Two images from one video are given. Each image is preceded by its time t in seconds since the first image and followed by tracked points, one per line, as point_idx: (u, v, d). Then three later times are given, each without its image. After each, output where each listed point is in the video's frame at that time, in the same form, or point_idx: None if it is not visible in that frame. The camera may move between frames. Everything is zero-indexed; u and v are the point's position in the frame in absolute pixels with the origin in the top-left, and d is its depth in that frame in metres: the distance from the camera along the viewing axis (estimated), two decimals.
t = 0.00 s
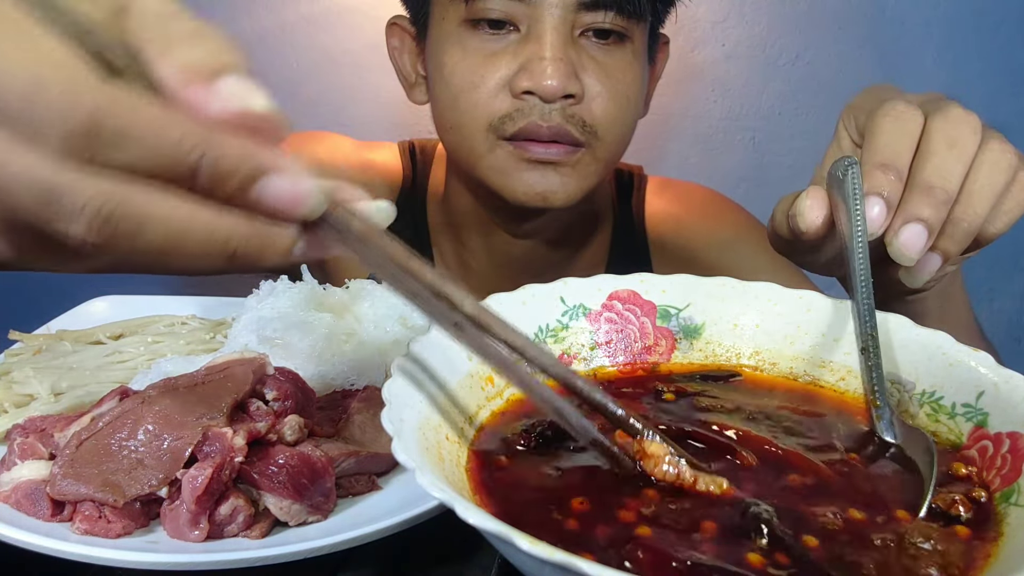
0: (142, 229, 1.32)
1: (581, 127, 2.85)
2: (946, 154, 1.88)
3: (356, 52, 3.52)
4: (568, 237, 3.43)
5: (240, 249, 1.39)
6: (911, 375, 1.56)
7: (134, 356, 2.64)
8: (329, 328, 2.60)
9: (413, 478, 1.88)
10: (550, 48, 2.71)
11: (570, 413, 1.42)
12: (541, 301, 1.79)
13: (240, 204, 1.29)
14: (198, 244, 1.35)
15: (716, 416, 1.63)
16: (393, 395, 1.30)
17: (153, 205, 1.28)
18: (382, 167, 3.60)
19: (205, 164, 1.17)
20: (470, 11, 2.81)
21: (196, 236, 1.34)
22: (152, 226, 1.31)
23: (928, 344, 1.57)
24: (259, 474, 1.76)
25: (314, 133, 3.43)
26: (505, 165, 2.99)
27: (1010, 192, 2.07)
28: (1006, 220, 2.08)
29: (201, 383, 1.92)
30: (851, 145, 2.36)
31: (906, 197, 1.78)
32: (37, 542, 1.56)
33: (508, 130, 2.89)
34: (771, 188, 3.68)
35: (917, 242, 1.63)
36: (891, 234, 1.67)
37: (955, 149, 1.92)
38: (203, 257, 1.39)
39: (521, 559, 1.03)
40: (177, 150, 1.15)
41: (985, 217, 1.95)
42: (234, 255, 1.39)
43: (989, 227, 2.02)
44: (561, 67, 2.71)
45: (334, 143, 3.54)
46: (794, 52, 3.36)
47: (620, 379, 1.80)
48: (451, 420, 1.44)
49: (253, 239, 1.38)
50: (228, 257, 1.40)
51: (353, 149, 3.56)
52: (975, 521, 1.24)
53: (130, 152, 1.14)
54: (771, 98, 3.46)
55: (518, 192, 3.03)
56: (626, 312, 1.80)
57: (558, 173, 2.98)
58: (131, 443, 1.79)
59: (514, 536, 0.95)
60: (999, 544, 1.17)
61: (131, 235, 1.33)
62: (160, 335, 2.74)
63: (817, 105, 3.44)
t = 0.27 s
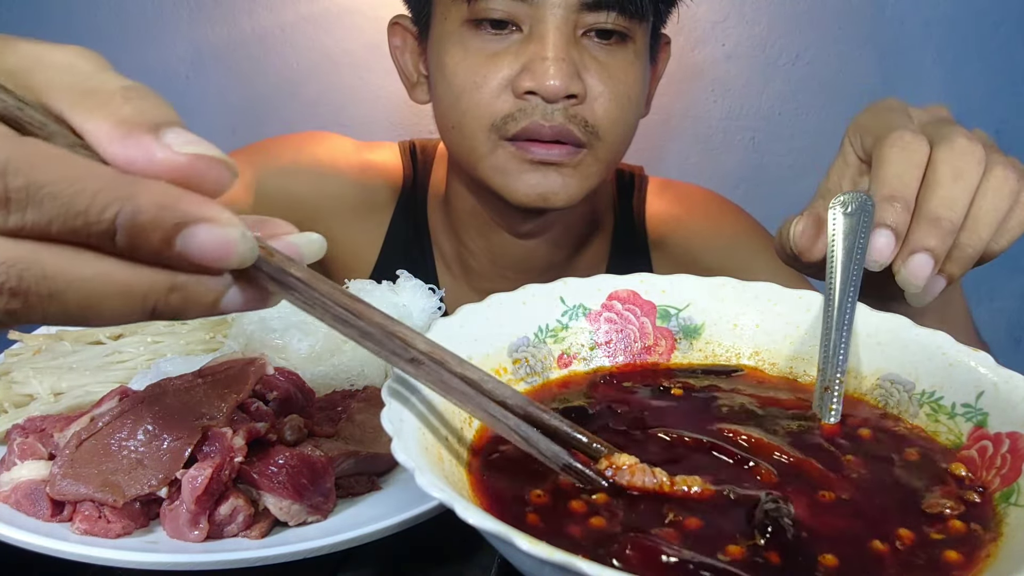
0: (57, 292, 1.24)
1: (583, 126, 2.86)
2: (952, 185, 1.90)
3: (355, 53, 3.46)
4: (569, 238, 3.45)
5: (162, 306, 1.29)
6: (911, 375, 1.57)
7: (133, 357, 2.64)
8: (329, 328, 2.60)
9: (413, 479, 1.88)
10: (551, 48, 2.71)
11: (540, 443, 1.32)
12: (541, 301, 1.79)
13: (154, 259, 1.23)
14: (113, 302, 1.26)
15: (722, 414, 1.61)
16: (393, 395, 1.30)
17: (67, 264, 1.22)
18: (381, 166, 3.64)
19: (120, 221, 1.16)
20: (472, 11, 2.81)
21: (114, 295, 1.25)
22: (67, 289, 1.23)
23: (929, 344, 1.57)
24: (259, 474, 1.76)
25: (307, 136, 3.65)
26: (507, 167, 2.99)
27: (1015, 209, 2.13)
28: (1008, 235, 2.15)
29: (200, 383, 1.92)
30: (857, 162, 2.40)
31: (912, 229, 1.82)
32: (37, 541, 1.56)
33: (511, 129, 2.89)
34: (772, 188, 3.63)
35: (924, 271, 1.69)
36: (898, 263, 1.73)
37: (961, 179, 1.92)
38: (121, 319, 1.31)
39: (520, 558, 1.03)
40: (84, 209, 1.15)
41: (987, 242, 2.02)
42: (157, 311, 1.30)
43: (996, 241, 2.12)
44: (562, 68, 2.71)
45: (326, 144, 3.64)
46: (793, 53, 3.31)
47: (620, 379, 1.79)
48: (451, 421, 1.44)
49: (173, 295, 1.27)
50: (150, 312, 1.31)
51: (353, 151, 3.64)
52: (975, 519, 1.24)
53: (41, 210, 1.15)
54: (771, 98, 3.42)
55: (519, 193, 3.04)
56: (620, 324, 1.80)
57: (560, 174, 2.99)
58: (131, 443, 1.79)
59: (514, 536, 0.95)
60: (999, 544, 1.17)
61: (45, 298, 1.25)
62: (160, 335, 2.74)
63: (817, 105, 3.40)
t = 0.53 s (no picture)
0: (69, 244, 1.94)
1: (584, 128, 2.89)
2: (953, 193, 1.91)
3: (355, 52, 3.37)
4: (565, 240, 3.62)
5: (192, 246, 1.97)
6: (911, 375, 1.57)
7: (134, 357, 2.64)
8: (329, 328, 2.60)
9: (413, 479, 1.89)
10: (552, 51, 2.72)
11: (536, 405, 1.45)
12: (542, 301, 1.79)
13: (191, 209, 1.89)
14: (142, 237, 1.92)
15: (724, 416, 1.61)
16: (393, 395, 1.30)
17: (102, 203, 1.83)
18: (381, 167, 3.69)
19: (164, 164, 1.75)
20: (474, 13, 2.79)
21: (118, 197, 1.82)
22: (93, 218, 1.85)
23: (929, 343, 1.57)
24: (259, 474, 1.76)
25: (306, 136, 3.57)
26: (507, 167, 3.06)
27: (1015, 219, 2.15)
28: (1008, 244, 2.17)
29: (200, 383, 1.92)
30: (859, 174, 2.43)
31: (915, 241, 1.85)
32: (38, 541, 1.56)
33: (512, 131, 2.93)
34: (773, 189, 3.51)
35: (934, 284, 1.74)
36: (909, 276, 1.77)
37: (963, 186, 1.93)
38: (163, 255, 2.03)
39: (521, 558, 1.03)
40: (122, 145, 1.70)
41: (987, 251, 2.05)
42: (181, 256, 2.02)
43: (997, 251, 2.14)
44: (563, 71, 2.73)
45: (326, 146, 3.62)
46: (794, 52, 3.21)
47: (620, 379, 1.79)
48: (452, 421, 1.44)
49: (202, 242, 1.95)
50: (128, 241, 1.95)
51: (353, 151, 3.65)
52: (974, 520, 1.24)
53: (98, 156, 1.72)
54: (772, 98, 3.33)
55: (518, 194, 3.12)
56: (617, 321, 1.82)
57: (560, 176, 3.05)
58: (131, 443, 1.79)
59: (514, 535, 0.95)
60: (1000, 543, 1.17)
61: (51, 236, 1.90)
62: (160, 335, 2.75)
63: (815, 104, 3.33)
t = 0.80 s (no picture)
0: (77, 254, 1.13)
1: (584, 130, 2.89)
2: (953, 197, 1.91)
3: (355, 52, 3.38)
4: (567, 239, 3.62)
5: (194, 250, 1.16)
6: (910, 375, 1.57)
7: (134, 356, 2.64)
8: (329, 328, 2.60)
9: (413, 478, 1.89)
10: (552, 55, 2.73)
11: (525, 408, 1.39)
12: (542, 300, 1.79)
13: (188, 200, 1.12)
14: (162, 251, 1.14)
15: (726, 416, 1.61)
16: (393, 395, 1.30)
17: (103, 212, 1.09)
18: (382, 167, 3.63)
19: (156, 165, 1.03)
20: (471, 17, 2.80)
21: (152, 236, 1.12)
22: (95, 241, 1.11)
23: (929, 343, 1.57)
24: (259, 474, 1.76)
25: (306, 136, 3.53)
26: (509, 165, 3.03)
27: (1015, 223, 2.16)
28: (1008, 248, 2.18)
29: (200, 383, 1.92)
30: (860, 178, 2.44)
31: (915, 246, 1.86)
32: (37, 542, 1.56)
33: (511, 135, 2.93)
34: (773, 189, 3.49)
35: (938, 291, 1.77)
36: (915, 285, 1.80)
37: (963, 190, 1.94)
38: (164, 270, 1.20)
39: (521, 558, 1.03)
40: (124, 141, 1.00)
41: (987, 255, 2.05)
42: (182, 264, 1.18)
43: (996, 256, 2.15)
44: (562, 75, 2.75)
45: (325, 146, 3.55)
46: (794, 52, 3.22)
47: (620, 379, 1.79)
48: (452, 421, 1.44)
49: (201, 247, 1.16)
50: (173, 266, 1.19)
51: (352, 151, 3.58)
52: (974, 521, 1.25)
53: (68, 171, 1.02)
54: (772, 98, 3.32)
55: (519, 192, 3.09)
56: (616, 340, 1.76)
57: (562, 174, 3.02)
58: (130, 443, 1.79)
59: (514, 535, 0.95)
60: (1000, 544, 1.17)
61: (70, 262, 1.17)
62: (160, 335, 2.75)
63: (818, 104, 3.30)
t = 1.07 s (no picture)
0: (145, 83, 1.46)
1: (590, 135, 2.89)
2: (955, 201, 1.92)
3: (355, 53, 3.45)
4: (574, 241, 3.49)
5: (236, 102, 1.52)
6: (910, 375, 1.57)
7: (133, 356, 2.64)
8: (328, 328, 2.59)
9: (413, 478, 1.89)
10: (557, 60, 2.72)
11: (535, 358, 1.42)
12: (542, 300, 1.79)
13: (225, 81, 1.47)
14: (213, 99, 1.49)
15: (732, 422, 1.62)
16: (393, 395, 1.30)
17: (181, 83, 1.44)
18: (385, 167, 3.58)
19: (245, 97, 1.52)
20: (477, 21, 2.79)
21: (202, 72, 1.45)
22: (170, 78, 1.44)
23: (929, 343, 1.57)
24: (259, 474, 1.76)
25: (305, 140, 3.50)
26: (513, 169, 3.02)
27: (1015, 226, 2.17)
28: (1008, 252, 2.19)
29: (201, 383, 1.92)
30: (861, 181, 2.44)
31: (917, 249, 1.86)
32: (38, 542, 1.56)
33: (517, 139, 2.92)
34: (772, 189, 3.49)
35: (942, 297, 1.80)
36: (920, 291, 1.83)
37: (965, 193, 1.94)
38: (204, 118, 1.54)
39: (521, 558, 1.03)
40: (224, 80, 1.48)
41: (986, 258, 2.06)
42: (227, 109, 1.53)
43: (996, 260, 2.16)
44: (570, 79, 2.72)
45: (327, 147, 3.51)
46: (793, 53, 3.22)
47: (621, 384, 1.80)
48: (451, 420, 1.44)
49: (250, 94, 1.51)
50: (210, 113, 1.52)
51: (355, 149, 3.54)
52: (973, 521, 1.25)
53: (163, 71, 1.42)
54: (771, 98, 3.32)
55: (524, 193, 3.07)
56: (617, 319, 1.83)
57: (567, 178, 3.02)
58: (131, 443, 1.79)
59: (514, 535, 0.95)
60: (999, 543, 1.17)
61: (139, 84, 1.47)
62: (160, 335, 2.75)
63: (818, 103, 3.29)
